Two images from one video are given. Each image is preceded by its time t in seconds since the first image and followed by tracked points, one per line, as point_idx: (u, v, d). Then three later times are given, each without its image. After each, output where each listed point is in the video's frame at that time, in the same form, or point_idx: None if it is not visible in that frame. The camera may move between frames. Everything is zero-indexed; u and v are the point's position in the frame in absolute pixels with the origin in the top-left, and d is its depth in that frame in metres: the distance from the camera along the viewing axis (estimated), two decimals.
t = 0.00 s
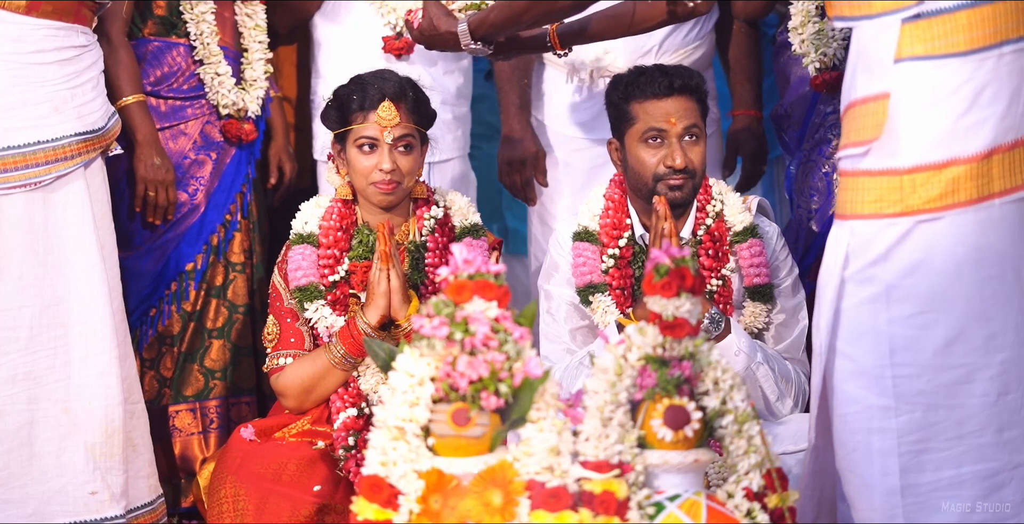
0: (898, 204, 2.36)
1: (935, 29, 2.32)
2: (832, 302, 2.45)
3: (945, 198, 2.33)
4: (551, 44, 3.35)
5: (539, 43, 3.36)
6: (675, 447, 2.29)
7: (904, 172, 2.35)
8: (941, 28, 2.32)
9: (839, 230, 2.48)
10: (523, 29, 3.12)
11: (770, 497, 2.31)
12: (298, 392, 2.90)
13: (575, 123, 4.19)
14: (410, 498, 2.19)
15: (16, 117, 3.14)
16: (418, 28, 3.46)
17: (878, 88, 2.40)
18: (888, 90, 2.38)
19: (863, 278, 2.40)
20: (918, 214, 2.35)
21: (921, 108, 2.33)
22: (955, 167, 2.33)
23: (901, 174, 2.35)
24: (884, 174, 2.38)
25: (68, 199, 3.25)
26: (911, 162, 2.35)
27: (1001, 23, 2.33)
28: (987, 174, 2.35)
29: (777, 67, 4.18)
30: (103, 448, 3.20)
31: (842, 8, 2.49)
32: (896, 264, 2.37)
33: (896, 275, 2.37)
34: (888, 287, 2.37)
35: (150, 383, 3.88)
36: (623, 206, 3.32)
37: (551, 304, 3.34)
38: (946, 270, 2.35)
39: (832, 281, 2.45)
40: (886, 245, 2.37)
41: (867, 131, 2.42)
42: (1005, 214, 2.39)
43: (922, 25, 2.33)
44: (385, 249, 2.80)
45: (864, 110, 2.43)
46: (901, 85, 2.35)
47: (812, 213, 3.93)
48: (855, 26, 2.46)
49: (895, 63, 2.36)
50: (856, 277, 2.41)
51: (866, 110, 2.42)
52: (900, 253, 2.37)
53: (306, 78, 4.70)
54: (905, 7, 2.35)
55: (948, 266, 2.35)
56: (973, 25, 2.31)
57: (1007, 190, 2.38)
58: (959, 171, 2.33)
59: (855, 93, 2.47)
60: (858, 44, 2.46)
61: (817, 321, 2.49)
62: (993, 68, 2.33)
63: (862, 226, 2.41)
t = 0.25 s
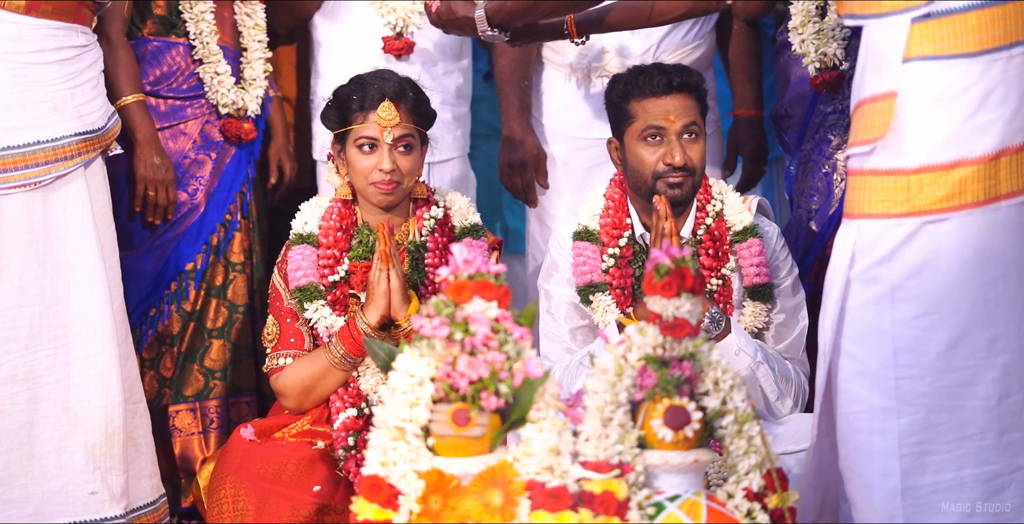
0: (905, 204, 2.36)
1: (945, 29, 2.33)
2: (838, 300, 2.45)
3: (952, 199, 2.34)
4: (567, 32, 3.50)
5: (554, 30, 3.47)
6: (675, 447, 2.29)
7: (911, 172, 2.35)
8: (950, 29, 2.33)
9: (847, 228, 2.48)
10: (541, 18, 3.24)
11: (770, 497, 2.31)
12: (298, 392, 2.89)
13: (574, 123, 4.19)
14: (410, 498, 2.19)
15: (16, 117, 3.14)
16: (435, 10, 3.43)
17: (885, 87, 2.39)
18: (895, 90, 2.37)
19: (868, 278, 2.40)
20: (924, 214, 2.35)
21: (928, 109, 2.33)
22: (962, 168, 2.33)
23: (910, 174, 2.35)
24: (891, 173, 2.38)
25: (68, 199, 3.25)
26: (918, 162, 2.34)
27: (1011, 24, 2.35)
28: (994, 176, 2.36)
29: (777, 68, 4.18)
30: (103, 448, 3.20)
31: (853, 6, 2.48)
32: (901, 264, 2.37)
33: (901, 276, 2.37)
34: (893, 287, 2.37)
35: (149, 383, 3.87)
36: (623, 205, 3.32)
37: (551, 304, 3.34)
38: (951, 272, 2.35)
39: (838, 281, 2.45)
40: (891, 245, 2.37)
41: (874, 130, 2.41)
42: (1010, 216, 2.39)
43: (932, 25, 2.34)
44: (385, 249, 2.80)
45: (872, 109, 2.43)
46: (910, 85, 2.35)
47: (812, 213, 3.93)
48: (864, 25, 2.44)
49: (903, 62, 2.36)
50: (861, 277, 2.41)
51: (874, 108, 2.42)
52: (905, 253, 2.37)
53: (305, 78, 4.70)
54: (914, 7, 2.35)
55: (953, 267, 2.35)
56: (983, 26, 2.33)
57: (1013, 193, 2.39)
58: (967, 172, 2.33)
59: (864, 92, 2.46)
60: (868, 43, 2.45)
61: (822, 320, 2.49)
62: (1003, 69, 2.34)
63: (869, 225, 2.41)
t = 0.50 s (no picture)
0: (917, 204, 2.37)
1: (957, 28, 2.35)
2: (849, 299, 2.45)
3: (963, 199, 2.35)
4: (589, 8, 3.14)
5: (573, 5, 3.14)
6: (675, 447, 2.29)
7: (922, 172, 2.36)
8: (962, 27, 2.35)
9: (860, 227, 2.47)
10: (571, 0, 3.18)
11: (769, 497, 2.31)
12: (297, 393, 2.89)
13: (574, 123, 4.19)
14: (410, 498, 2.18)
15: (16, 117, 3.14)
16: None
17: (899, 84, 2.42)
18: (907, 87, 2.39)
19: (878, 278, 2.40)
20: (935, 214, 2.35)
21: (939, 109, 2.35)
22: (974, 168, 2.35)
23: (925, 172, 2.36)
24: (904, 172, 2.39)
25: (67, 198, 3.25)
26: (930, 161, 2.35)
27: None
28: (1006, 177, 2.38)
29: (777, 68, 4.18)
30: (103, 448, 3.19)
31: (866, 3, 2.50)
32: (910, 265, 2.37)
33: (910, 276, 2.37)
34: (902, 288, 2.37)
35: (149, 383, 3.87)
36: (624, 204, 3.32)
37: (551, 303, 3.34)
38: (960, 273, 2.35)
39: (850, 281, 2.45)
40: (902, 244, 2.37)
41: (886, 127, 2.42)
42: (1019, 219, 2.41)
43: (945, 23, 2.36)
44: (384, 249, 2.79)
45: (884, 106, 2.44)
46: (922, 83, 2.37)
47: (812, 213, 3.94)
48: (878, 22, 2.47)
49: (915, 60, 2.38)
50: (871, 277, 2.40)
51: (886, 106, 2.43)
52: (916, 253, 2.37)
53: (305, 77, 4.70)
54: (927, 4, 2.38)
55: (962, 268, 2.35)
56: (996, 25, 2.36)
57: None
58: (978, 172, 2.35)
59: (878, 89, 2.48)
60: (881, 40, 2.47)
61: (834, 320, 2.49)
62: (1016, 69, 2.37)
63: (881, 223, 2.42)
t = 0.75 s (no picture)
0: (931, 203, 2.38)
1: (969, 26, 2.38)
2: (862, 297, 2.45)
3: (976, 199, 2.37)
4: None
5: None
6: (675, 447, 2.29)
7: (934, 171, 2.38)
8: (974, 25, 2.38)
9: (874, 227, 2.48)
10: None
11: (769, 497, 2.31)
12: (297, 393, 2.89)
13: (573, 122, 4.18)
14: (409, 498, 2.18)
15: (15, 116, 3.14)
16: None
17: (912, 82, 2.42)
18: (920, 86, 2.40)
19: (891, 278, 2.40)
20: (947, 213, 2.37)
21: (951, 110, 2.37)
22: (987, 167, 2.37)
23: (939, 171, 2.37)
24: (915, 172, 2.40)
25: (66, 198, 3.24)
26: (943, 160, 2.37)
27: None
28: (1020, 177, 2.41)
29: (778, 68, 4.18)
30: (102, 448, 3.19)
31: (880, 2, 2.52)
32: (923, 264, 2.38)
33: (923, 276, 2.38)
34: (914, 287, 2.38)
35: (148, 383, 3.87)
36: (626, 201, 3.32)
37: (552, 301, 3.33)
38: (972, 274, 2.38)
39: (862, 280, 2.44)
40: (915, 243, 2.39)
41: (898, 126, 2.43)
42: None
43: (958, 19, 2.38)
44: (384, 249, 2.80)
45: (896, 105, 2.45)
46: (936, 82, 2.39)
47: (812, 213, 3.93)
48: (891, 21, 2.49)
49: (927, 60, 2.40)
50: (884, 275, 2.41)
51: (898, 105, 2.44)
52: (928, 253, 2.38)
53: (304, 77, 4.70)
54: (938, 3, 2.40)
55: (974, 269, 2.38)
56: (999, 25, 2.38)
57: None
58: (991, 172, 2.37)
59: (892, 87, 2.48)
60: (894, 39, 2.49)
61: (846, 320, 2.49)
62: None
63: (895, 222, 2.42)
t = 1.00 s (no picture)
0: (947, 204, 2.38)
1: (982, 25, 2.38)
2: (878, 299, 2.44)
3: (991, 199, 2.38)
4: None
5: None
6: (675, 447, 2.29)
7: (950, 171, 2.38)
8: (986, 25, 2.38)
9: (891, 227, 2.47)
10: None
11: (769, 497, 2.31)
12: (296, 393, 2.89)
13: (574, 122, 4.17)
14: (410, 498, 2.18)
15: (13, 116, 3.14)
16: None
17: (927, 82, 2.43)
18: (936, 86, 2.41)
19: (909, 278, 2.40)
20: (962, 214, 2.38)
21: (967, 109, 2.38)
22: (1002, 166, 2.37)
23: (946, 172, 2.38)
24: (930, 172, 2.40)
25: (65, 198, 3.24)
26: (956, 160, 2.38)
27: None
28: None
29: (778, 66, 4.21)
30: (101, 447, 3.19)
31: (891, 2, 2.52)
32: (940, 264, 2.38)
33: (940, 276, 2.38)
34: (931, 287, 2.38)
35: (147, 383, 3.87)
36: (628, 199, 3.30)
37: (553, 298, 3.32)
38: (990, 276, 2.38)
39: (879, 281, 2.44)
40: (931, 244, 2.39)
41: (915, 126, 2.44)
42: None
43: (971, 19, 2.38)
44: (383, 249, 2.80)
45: (913, 105, 2.45)
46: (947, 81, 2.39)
47: (813, 213, 3.93)
48: (904, 21, 2.49)
49: (940, 59, 2.41)
50: (902, 277, 2.41)
51: (915, 106, 2.45)
52: (944, 254, 2.38)
53: (303, 77, 4.70)
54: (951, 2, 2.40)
55: (992, 270, 2.38)
56: (1010, 24, 2.39)
57: None
58: (1006, 171, 2.38)
59: (908, 88, 2.49)
60: (909, 39, 2.49)
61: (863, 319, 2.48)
62: None
63: (910, 224, 2.42)
